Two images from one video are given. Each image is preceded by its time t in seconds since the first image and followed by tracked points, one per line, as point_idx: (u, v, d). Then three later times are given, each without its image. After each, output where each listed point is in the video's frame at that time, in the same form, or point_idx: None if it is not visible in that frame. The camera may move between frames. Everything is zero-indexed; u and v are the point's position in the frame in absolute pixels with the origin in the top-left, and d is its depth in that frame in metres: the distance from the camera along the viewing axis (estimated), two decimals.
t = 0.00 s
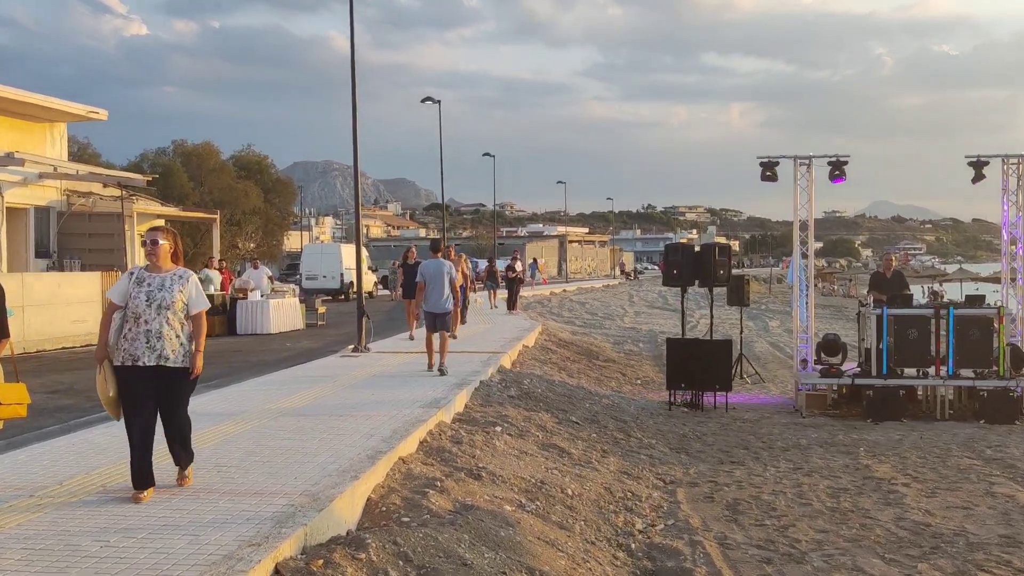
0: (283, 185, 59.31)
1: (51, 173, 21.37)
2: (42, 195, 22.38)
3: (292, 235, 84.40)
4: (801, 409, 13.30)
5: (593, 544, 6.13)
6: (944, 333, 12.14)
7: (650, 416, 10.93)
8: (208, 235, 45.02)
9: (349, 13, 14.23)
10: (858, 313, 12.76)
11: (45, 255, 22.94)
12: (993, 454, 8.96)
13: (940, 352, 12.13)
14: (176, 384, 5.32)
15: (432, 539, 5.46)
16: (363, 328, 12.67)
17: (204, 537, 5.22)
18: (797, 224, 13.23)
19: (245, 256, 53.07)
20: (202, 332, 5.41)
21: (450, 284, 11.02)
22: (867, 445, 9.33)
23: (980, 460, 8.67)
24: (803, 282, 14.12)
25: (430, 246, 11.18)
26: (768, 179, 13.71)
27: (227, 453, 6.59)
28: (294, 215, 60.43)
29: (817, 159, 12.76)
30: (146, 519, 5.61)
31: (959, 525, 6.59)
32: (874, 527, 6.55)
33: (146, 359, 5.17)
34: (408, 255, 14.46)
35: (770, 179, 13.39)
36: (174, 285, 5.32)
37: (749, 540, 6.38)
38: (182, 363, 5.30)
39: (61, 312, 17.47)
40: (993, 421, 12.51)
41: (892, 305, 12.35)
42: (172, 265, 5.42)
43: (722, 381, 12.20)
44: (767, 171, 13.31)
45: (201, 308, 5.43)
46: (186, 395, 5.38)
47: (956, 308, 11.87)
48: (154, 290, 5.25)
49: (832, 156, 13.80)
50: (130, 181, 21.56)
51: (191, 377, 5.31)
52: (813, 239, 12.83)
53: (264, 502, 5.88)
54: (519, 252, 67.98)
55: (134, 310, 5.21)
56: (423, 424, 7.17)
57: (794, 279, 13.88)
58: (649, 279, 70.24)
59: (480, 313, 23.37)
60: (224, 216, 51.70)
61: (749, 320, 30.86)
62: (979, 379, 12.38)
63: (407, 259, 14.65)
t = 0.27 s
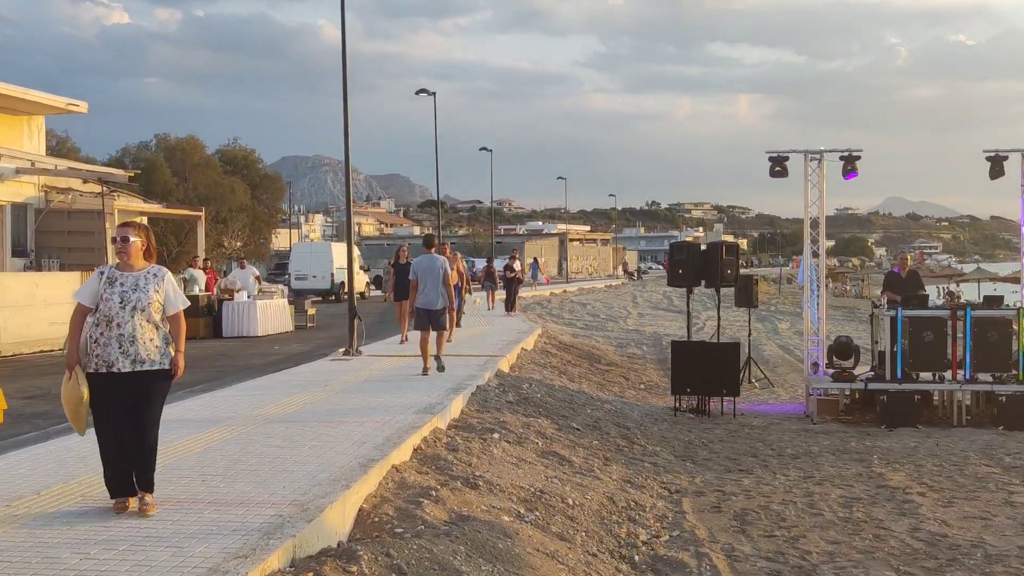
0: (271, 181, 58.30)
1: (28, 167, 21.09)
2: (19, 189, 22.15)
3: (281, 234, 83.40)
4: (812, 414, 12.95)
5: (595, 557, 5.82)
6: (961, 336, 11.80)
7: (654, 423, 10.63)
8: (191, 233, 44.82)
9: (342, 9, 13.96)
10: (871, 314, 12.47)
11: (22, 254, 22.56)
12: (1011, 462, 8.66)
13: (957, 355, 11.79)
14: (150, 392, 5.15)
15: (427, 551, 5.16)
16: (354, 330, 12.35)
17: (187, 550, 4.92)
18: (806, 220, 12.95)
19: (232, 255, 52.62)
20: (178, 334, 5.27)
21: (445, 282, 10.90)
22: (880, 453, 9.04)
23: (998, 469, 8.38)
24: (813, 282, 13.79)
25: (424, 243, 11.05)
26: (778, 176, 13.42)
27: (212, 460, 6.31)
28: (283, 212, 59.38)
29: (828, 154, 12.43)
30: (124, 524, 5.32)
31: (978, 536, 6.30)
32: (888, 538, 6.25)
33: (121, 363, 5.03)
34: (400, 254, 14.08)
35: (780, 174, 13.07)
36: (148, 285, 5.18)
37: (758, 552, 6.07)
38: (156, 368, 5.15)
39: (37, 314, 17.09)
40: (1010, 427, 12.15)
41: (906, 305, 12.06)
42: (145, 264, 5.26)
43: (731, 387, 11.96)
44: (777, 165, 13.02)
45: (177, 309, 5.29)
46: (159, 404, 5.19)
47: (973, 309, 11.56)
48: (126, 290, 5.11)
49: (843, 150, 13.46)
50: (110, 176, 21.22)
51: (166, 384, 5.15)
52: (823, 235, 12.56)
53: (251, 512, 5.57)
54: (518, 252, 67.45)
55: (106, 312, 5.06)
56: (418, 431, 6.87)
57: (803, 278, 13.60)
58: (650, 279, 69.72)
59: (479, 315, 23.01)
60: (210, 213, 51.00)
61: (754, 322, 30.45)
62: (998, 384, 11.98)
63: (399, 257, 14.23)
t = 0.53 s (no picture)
0: (259, 176, 57.50)
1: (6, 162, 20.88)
2: None
3: (271, 231, 82.27)
4: (823, 420, 12.65)
5: (596, 568, 5.54)
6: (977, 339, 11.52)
7: (658, 428, 10.36)
8: (174, 231, 44.67)
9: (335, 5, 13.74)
10: (885, 315, 12.19)
11: None
12: None
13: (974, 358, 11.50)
14: (126, 406, 4.98)
15: (422, 562, 4.88)
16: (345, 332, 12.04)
17: (169, 561, 4.64)
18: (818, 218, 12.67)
19: (217, 254, 52.14)
20: (156, 344, 5.07)
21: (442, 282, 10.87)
22: (893, 459, 8.77)
23: (1016, 476, 8.11)
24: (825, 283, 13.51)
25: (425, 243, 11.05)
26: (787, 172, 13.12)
27: (197, 467, 6.04)
28: (270, 207, 58.55)
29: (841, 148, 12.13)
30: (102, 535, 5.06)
31: (996, 546, 6.03)
32: (902, 548, 5.98)
33: (93, 374, 4.87)
34: (389, 253, 13.73)
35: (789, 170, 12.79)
36: (125, 291, 4.99)
37: (766, 563, 5.79)
38: (131, 380, 4.97)
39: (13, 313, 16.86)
40: None
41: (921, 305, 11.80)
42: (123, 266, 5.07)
43: (739, 390, 11.62)
44: (785, 160, 12.76)
45: (156, 316, 5.09)
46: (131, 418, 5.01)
47: (991, 310, 11.33)
48: (101, 296, 4.93)
49: (855, 143, 13.16)
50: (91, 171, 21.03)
51: (142, 398, 4.98)
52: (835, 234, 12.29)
53: (236, 521, 5.30)
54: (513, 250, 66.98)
55: (79, 319, 4.90)
56: (411, 438, 6.61)
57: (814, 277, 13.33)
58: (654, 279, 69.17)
59: (474, 316, 22.69)
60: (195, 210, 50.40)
61: (761, 322, 30.05)
62: (1017, 389, 11.65)
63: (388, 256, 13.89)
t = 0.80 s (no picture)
0: (246, 172, 56.98)
1: None
2: None
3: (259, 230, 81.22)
4: (835, 428, 12.36)
5: None
6: (994, 342, 11.22)
7: (663, 435, 10.09)
8: (159, 228, 44.64)
9: None
10: (899, 318, 11.89)
11: None
12: None
13: (990, 362, 11.21)
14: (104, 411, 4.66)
15: None
16: (336, 334, 11.80)
17: None
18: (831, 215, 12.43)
19: (202, 252, 51.53)
20: (136, 346, 4.74)
21: (443, 282, 11.38)
22: (909, 469, 8.49)
23: None
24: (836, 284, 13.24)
25: (429, 242, 11.54)
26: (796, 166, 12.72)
27: (181, 476, 5.78)
28: (257, 205, 57.85)
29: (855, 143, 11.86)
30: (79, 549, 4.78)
31: (1018, 560, 5.75)
32: (919, 562, 5.71)
33: (66, 374, 4.59)
34: (378, 253, 13.39)
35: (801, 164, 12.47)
36: (105, 288, 4.69)
37: None
38: (109, 383, 4.68)
39: None
40: None
41: (937, 308, 11.51)
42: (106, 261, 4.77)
43: (747, 395, 11.34)
44: (795, 155, 12.50)
45: (138, 317, 4.76)
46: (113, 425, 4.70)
47: (1010, 313, 11.00)
48: (80, 293, 4.65)
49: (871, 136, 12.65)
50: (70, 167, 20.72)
51: (120, 403, 4.68)
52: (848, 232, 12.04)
53: (222, 532, 5.02)
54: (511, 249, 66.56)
55: (56, 316, 4.63)
56: (406, 445, 6.34)
57: (825, 277, 13.03)
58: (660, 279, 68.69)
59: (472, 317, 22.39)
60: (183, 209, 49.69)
61: (771, 325, 29.65)
62: None
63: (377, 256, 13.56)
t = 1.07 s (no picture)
0: (234, 168, 55.99)
1: None
2: None
3: (245, 229, 80.02)
4: (847, 434, 12.15)
5: None
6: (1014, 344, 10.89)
7: (669, 442, 9.85)
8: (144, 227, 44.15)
9: None
10: (915, 320, 11.59)
11: None
12: None
13: (1008, 365, 10.91)
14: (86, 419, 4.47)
15: None
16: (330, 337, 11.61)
17: None
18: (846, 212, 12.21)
19: (187, 251, 50.56)
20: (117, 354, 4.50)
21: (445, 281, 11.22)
22: (923, 477, 8.24)
23: None
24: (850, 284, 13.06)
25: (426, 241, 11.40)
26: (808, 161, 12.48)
27: (167, 485, 5.54)
28: (245, 203, 56.86)
29: (868, 137, 11.60)
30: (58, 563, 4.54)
31: None
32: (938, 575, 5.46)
33: (47, 383, 4.37)
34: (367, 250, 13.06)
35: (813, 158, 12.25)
36: (85, 291, 4.46)
37: None
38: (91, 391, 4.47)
39: None
40: None
41: (955, 309, 11.17)
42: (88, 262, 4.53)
43: (756, 400, 11.12)
44: (807, 150, 12.27)
45: (118, 322, 4.49)
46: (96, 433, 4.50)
47: None
48: (59, 296, 4.42)
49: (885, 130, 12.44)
50: (48, 161, 20.53)
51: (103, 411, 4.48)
52: (862, 230, 11.80)
53: (208, 543, 4.78)
54: (512, 249, 66.03)
55: (33, 320, 4.40)
56: (401, 453, 6.11)
57: (838, 277, 12.76)
58: (667, 279, 68.14)
59: (469, 320, 22.09)
60: (166, 206, 48.76)
61: (782, 328, 29.23)
62: None
63: (366, 255, 13.24)
